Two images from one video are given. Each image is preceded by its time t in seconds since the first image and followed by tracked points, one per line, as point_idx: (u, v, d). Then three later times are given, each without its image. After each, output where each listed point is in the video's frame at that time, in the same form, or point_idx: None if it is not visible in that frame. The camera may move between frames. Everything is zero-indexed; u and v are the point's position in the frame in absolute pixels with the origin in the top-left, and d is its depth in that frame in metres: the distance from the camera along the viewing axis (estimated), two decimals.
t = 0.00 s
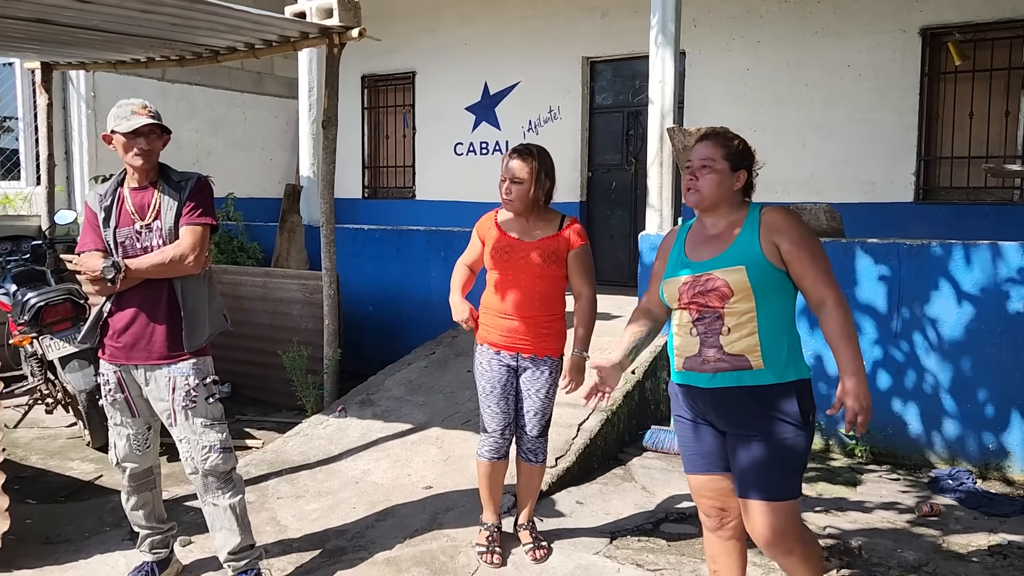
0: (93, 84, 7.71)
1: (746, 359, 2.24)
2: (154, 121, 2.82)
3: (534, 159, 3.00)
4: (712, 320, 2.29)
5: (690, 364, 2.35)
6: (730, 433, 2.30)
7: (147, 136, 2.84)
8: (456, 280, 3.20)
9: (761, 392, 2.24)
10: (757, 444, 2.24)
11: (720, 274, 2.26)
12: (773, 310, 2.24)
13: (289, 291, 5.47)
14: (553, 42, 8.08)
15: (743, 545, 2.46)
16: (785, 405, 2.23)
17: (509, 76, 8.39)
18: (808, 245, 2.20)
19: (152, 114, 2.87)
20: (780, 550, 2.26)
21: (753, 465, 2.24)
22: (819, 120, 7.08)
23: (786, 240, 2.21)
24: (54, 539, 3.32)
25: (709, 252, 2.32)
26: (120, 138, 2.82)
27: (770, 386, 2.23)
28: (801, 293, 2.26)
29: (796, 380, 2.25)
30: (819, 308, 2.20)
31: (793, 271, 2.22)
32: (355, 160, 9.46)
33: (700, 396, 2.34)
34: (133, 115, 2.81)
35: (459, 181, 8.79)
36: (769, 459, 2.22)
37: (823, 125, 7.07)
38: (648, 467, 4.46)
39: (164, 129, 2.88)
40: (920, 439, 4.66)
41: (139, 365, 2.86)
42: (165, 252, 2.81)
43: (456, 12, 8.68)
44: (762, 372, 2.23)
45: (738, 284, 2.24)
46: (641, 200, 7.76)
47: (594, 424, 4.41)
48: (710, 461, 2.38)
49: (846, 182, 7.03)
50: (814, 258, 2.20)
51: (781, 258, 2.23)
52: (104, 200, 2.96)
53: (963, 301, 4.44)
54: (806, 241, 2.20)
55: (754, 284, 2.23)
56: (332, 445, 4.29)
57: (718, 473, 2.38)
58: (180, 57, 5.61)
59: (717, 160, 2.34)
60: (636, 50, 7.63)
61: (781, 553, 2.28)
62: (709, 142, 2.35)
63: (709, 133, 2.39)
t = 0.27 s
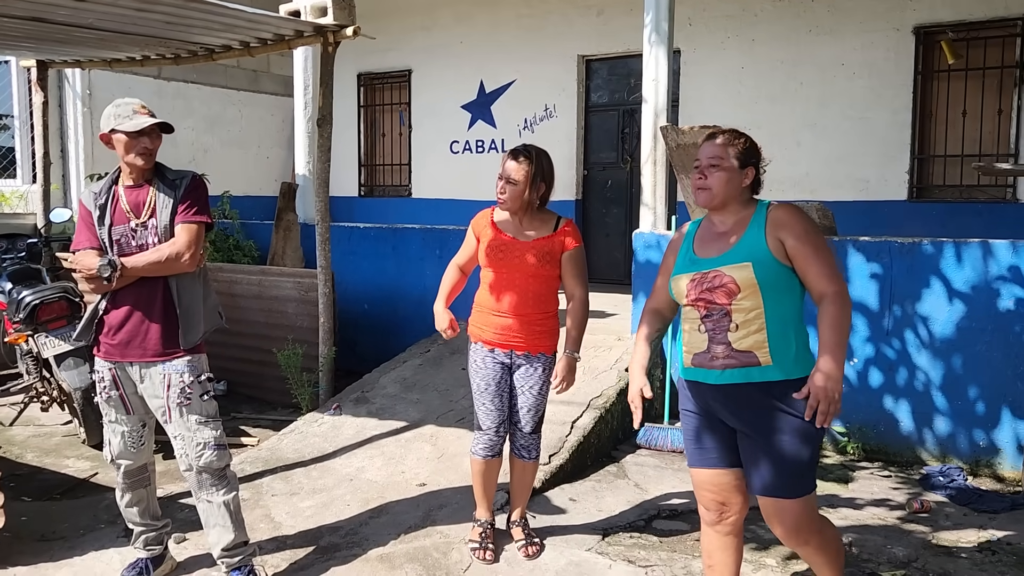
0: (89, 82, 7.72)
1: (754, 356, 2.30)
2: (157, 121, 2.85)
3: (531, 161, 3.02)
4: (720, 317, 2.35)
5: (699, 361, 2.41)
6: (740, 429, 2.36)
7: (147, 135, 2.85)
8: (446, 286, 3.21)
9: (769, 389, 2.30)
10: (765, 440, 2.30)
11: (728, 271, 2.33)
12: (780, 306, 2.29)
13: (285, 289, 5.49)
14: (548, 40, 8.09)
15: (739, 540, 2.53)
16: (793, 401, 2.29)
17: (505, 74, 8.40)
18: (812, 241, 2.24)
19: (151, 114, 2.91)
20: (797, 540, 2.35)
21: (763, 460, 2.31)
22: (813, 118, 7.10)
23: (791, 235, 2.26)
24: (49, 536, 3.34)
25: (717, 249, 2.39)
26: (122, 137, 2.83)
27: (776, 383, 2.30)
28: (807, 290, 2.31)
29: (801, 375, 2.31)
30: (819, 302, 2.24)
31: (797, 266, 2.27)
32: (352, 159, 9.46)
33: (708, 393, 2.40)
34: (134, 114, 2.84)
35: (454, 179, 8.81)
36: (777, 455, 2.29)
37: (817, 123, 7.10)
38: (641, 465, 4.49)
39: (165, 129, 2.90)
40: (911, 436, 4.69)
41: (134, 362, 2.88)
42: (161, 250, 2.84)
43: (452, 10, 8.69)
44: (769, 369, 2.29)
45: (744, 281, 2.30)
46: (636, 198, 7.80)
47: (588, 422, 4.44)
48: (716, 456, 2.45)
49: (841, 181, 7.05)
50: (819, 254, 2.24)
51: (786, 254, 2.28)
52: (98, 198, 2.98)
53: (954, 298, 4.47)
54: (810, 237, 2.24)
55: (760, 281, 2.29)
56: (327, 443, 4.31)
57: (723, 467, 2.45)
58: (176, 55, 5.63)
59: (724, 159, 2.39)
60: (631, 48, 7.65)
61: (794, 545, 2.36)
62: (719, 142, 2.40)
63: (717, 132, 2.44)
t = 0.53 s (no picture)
0: (86, 81, 7.72)
1: (793, 359, 2.35)
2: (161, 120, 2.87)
3: (531, 162, 3.02)
4: (761, 319, 2.40)
5: (736, 361, 2.45)
6: (769, 428, 2.42)
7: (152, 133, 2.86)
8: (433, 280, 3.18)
9: (806, 391, 2.36)
10: (796, 439, 2.36)
11: (773, 275, 2.36)
12: (820, 309, 2.35)
13: (281, 288, 5.49)
14: (545, 39, 8.10)
15: (744, 540, 2.56)
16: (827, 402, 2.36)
17: (502, 73, 8.41)
18: (854, 248, 2.30)
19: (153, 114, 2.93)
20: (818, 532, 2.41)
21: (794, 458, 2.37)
22: (810, 117, 7.12)
23: (835, 241, 2.31)
24: (46, 534, 3.35)
25: (759, 249, 2.42)
26: (125, 136, 2.84)
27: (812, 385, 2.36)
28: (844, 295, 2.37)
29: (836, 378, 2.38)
30: (857, 307, 2.29)
31: (838, 272, 2.33)
32: (350, 158, 9.47)
33: (742, 394, 2.45)
34: (138, 113, 2.86)
35: (452, 178, 8.82)
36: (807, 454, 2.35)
37: (814, 123, 7.11)
38: (637, 463, 4.50)
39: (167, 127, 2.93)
40: (906, 435, 4.70)
41: (134, 360, 2.89)
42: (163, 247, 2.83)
43: (450, 9, 8.69)
44: (807, 371, 2.35)
45: (788, 285, 2.34)
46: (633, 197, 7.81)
47: (584, 420, 4.45)
48: (740, 454, 2.49)
49: (837, 180, 7.07)
50: (860, 261, 2.30)
51: (828, 259, 2.33)
52: (95, 197, 2.96)
53: (949, 297, 4.48)
54: (853, 244, 2.30)
55: (803, 285, 2.34)
56: (323, 442, 4.32)
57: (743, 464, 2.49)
58: (173, 54, 5.63)
59: (760, 162, 2.43)
60: (628, 47, 7.65)
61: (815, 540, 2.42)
62: (757, 142, 2.43)
63: (752, 134, 2.47)
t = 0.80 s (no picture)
0: (85, 81, 7.73)
1: (830, 362, 2.38)
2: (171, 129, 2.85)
3: (530, 162, 3.01)
4: (798, 322, 2.42)
5: (773, 362, 2.48)
6: (802, 428, 2.43)
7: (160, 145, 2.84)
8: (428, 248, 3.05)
9: (844, 393, 2.38)
10: (829, 437, 2.37)
11: (813, 280, 2.38)
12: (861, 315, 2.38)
13: (279, 287, 5.49)
14: (543, 38, 8.10)
15: (755, 536, 2.55)
16: (862, 403, 2.38)
17: (501, 72, 8.41)
18: (898, 257, 2.33)
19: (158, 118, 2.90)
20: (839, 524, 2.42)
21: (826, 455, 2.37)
22: (808, 117, 7.12)
23: (880, 250, 2.32)
24: (44, 533, 3.35)
25: (801, 253, 2.42)
26: (134, 144, 2.81)
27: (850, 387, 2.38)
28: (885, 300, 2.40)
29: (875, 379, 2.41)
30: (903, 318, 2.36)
31: (882, 280, 2.35)
32: (349, 157, 9.46)
33: (778, 394, 2.47)
34: (148, 122, 2.83)
35: (450, 178, 8.82)
36: (841, 451, 2.36)
37: (812, 122, 7.11)
38: (635, 462, 4.50)
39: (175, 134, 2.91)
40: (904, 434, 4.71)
41: (135, 359, 2.89)
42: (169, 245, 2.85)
43: (448, 8, 8.69)
44: (844, 374, 2.38)
45: (830, 292, 2.36)
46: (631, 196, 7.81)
47: (582, 419, 4.45)
48: (768, 451, 2.48)
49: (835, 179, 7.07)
50: (903, 269, 2.33)
51: (871, 267, 2.35)
52: (93, 195, 2.95)
53: (946, 297, 4.48)
54: (897, 252, 2.32)
55: (845, 292, 2.36)
56: (322, 441, 4.32)
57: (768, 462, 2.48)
58: (171, 54, 5.63)
59: (799, 167, 2.43)
60: (627, 46, 7.65)
61: (835, 539, 2.43)
62: (794, 147, 2.44)
63: (792, 139, 2.47)
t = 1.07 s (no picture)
0: (85, 80, 7.73)
1: (839, 358, 2.39)
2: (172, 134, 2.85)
3: (531, 162, 3.01)
4: (810, 317, 2.44)
5: (783, 355, 2.50)
6: (809, 422, 2.45)
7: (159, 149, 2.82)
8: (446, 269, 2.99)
9: (852, 390, 2.40)
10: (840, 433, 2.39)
11: (826, 277, 2.40)
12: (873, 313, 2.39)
13: (279, 287, 5.50)
14: (543, 38, 8.10)
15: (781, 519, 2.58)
16: (870, 401, 2.40)
17: (501, 72, 8.40)
18: (913, 257, 2.33)
19: (159, 123, 2.89)
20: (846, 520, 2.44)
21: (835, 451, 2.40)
22: (808, 117, 7.12)
23: (894, 249, 2.33)
24: (44, 533, 3.36)
25: (816, 250, 2.44)
26: (133, 147, 2.81)
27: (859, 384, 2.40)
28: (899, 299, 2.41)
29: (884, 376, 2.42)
30: (918, 319, 2.35)
31: (896, 279, 2.36)
32: (349, 157, 9.46)
33: (785, 388, 2.49)
34: (148, 126, 2.82)
35: (450, 177, 8.82)
36: (848, 449, 2.38)
37: (812, 122, 7.11)
38: (635, 462, 4.50)
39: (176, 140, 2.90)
40: (905, 434, 4.72)
41: (136, 361, 2.89)
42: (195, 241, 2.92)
43: (448, 8, 8.69)
44: (853, 370, 2.39)
45: (842, 289, 2.38)
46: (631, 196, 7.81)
47: (582, 419, 4.45)
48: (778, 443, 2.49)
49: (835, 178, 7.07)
50: (918, 269, 2.33)
51: (885, 266, 2.36)
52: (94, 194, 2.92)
53: (947, 297, 4.48)
54: (912, 253, 2.32)
55: (857, 290, 2.37)
56: (322, 440, 4.32)
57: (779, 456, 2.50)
58: (171, 53, 5.64)
59: (819, 168, 2.42)
60: (627, 46, 7.65)
61: (838, 536, 2.46)
62: (813, 148, 2.43)
63: (812, 138, 2.46)
